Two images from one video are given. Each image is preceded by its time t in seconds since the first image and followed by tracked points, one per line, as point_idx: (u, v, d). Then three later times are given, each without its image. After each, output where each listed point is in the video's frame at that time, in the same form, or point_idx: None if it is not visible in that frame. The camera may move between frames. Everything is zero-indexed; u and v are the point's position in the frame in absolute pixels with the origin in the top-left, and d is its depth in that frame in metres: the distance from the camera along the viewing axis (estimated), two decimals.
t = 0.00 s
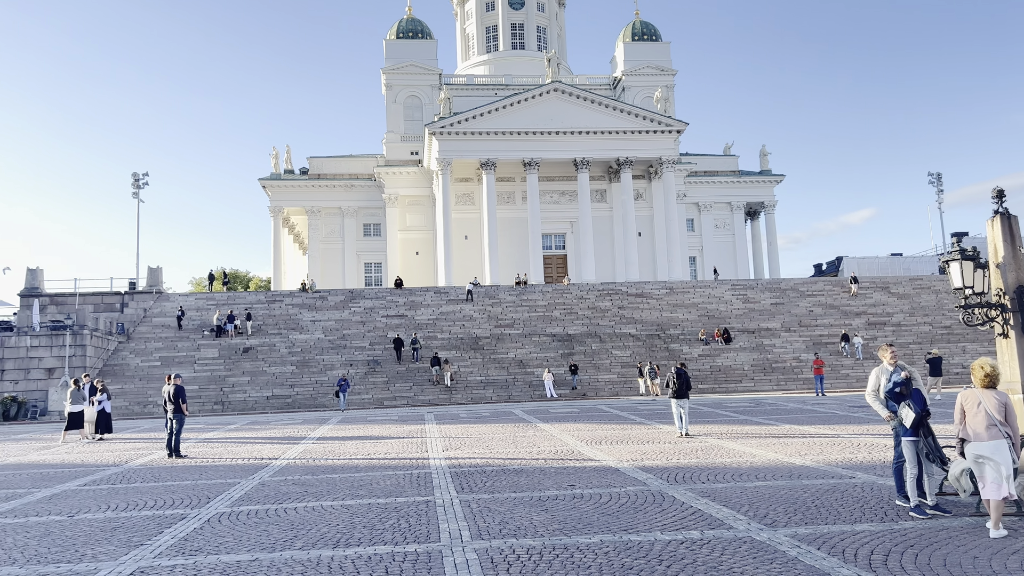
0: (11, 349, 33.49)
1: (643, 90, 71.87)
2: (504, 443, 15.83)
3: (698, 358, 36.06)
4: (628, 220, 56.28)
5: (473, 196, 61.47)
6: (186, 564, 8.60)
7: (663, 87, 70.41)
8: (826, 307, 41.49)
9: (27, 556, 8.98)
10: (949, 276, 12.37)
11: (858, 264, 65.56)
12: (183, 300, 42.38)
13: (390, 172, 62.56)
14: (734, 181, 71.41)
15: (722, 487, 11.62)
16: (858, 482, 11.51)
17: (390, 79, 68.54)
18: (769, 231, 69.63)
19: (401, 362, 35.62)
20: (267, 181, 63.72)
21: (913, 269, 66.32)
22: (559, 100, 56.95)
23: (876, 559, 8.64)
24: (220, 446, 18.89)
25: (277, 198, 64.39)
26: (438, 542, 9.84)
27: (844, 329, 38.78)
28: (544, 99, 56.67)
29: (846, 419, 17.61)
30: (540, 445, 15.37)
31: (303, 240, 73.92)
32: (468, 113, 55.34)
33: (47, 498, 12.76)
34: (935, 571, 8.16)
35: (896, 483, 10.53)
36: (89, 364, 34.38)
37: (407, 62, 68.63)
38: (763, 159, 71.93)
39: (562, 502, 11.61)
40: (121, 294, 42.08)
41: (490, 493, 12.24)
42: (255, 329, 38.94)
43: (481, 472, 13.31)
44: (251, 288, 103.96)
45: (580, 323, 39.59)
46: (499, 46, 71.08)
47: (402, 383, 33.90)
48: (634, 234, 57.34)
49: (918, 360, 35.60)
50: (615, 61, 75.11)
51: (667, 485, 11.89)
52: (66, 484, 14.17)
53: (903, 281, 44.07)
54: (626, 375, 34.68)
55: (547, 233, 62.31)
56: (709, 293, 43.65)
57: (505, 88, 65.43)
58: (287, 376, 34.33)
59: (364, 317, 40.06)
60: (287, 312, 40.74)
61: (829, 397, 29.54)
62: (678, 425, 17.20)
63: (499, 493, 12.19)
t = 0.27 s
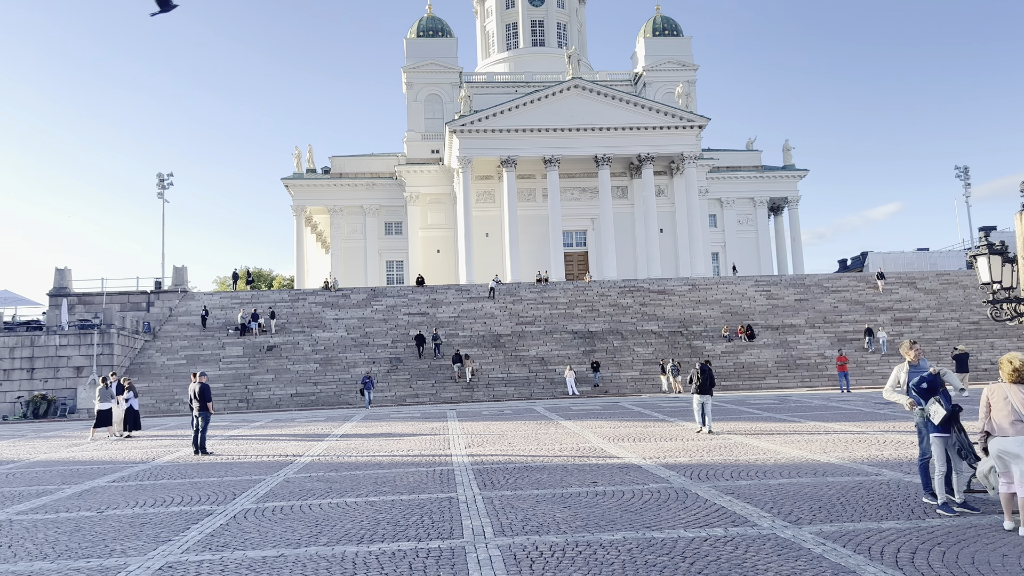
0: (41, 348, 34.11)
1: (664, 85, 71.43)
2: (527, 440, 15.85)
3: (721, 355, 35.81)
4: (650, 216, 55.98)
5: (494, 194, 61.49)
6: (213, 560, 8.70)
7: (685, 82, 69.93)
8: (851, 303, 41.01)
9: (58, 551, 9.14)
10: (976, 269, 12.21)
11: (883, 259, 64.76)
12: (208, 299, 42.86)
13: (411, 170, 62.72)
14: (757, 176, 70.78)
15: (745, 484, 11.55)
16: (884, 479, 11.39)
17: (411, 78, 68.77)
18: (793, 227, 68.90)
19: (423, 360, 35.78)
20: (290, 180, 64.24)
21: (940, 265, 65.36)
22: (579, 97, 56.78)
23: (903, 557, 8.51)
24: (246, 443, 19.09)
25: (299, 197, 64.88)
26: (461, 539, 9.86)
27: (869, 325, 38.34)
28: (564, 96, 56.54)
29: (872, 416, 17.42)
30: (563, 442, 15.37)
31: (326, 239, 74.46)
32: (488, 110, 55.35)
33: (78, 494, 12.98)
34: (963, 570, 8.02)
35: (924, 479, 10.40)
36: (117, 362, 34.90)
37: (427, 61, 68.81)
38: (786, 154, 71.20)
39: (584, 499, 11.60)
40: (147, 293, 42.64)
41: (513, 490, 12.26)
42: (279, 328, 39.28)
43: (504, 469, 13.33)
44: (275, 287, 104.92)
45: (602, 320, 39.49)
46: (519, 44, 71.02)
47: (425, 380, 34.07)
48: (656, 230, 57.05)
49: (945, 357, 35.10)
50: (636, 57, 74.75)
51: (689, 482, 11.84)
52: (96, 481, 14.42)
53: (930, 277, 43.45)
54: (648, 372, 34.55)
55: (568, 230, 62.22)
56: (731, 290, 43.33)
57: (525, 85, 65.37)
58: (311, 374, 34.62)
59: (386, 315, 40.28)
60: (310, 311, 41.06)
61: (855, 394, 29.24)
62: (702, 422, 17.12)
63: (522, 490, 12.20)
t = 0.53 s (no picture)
0: (59, 346, 34.51)
1: (678, 81, 71.10)
2: (542, 437, 15.86)
3: (735, 352, 35.66)
4: (663, 213, 55.78)
5: (507, 191, 61.50)
6: (229, 556, 8.77)
7: (698, 78, 69.56)
8: (867, 300, 40.69)
9: (78, 546, 9.26)
10: (994, 265, 12.15)
11: (900, 255, 64.19)
12: (223, 297, 43.15)
13: (425, 168, 62.80)
14: (772, 172, 70.34)
15: (760, 481, 11.51)
16: (901, 476, 11.31)
17: (424, 76, 68.87)
18: (808, 223, 68.45)
19: (437, 357, 35.89)
20: (304, 179, 64.55)
21: (958, 260, 64.71)
22: (592, 93, 56.63)
23: (920, 555, 8.45)
24: (263, 440, 19.23)
25: (313, 195, 65.19)
26: (476, 535, 9.90)
27: (886, 322, 38.04)
28: (578, 93, 56.43)
29: (888, 412, 17.31)
30: (578, 439, 15.37)
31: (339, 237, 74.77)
32: (501, 108, 55.34)
33: (97, 490, 13.13)
34: (980, 568, 7.96)
35: (941, 477, 10.31)
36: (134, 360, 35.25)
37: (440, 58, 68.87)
38: (801, 150, 70.69)
39: (598, 496, 11.60)
40: (163, 291, 42.99)
41: (527, 486, 12.29)
42: (294, 325, 39.51)
43: (518, 466, 13.36)
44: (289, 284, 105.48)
45: (616, 317, 39.42)
46: (532, 41, 70.93)
47: (439, 377, 34.16)
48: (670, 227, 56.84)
49: (963, 353, 34.77)
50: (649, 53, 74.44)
51: (704, 479, 11.82)
52: (115, 477, 14.58)
53: (948, 273, 43.03)
54: (662, 369, 34.47)
55: (581, 227, 62.14)
56: (746, 286, 43.10)
57: (538, 82, 65.30)
58: (326, 372, 34.81)
59: (400, 313, 40.41)
60: (325, 309, 41.25)
61: (871, 391, 29.04)
62: (717, 419, 17.06)
63: (536, 487, 12.22)
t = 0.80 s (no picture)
0: (61, 343, 34.56)
1: (680, 79, 70.98)
2: (543, 436, 15.85)
3: (737, 351, 35.62)
4: (665, 211, 55.72)
5: (509, 189, 61.46)
6: (230, 553, 8.78)
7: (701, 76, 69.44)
8: (869, 298, 40.61)
9: (79, 543, 9.27)
10: (995, 263, 12.13)
11: (902, 254, 64.09)
12: (225, 294, 43.17)
13: (427, 166, 62.79)
14: (774, 170, 70.24)
15: (761, 480, 11.49)
16: (902, 475, 11.30)
17: (426, 73, 68.84)
18: (810, 221, 68.35)
19: (438, 355, 35.91)
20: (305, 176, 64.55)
21: (960, 259, 64.59)
22: (594, 91, 56.55)
23: (921, 554, 8.43)
24: (264, 438, 19.24)
25: (314, 193, 65.19)
26: (476, 533, 9.90)
27: (888, 320, 37.99)
28: (580, 90, 56.37)
29: (889, 412, 17.29)
30: (580, 438, 15.37)
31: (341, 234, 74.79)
32: (503, 105, 55.29)
33: (99, 488, 13.14)
34: (981, 568, 7.94)
35: (941, 475, 10.30)
36: (135, 357, 35.31)
37: (442, 56, 68.83)
38: (803, 148, 70.56)
39: (599, 494, 11.59)
40: (165, 288, 43.02)
41: (528, 485, 12.28)
42: (296, 323, 39.53)
43: (519, 464, 13.35)
44: (291, 282, 105.70)
45: (617, 316, 39.40)
46: (535, 38, 70.84)
47: (440, 375, 34.16)
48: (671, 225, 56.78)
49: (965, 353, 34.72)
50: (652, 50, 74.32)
51: (705, 478, 11.81)
52: (117, 474, 14.59)
53: (950, 272, 42.95)
54: (664, 368, 34.45)
55: (582, 225, 62.10)
56: (748, 285, 43.05)
57: (540, 80, 65.24)
58: (327, 369, 34.83)
59: (401, 310, 40.42)
60: (326, 306, 41.26)
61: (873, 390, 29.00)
62: (718, 418, 17.04)
63: (537, 485, 12.21)
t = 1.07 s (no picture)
0: (45, 338, 34.30)
1: (669, 79, 71.15)
2: (528, 433, 15.88)
3: (723, 350, 35.78)
4: (653, 210, 55.87)
5: (498, 187, 61.48)
6: (214, 550, 8.75)
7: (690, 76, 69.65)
8: (854, 298, 40.87)
9: (61, 540, 9.21)
10: (978, 265, 12.22)
11: (887, 254, 64.53)
12: (211, 290, 42.96)
13: (415, 163, 62.71)
14: (761, 171, 70.57)
15: (745, 478, 11.56)
16: (884, 474, 11.39)
17: (415, 70, 68.70)
18: (797, 221, 68.72)
19: (425, 352, 35.88)
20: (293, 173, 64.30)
21: (944, 260, 65.13)
22: (584, 90, 56.61)
23: (901, 553, 8.51)
24: (248, 435, 19.18)
25: (302, 189, 64.94)
26: (462, 531, 9.90)
27: (873, 320, 38.26)
28: (569, 89, 56.41)
29: (872, 411, 17.43)
30: (564, 435, 15.40)
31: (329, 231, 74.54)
32: (492, 103, 55.27)
33: (81, 484, 13.06)
34: (960, 566, 8.01)
35: (923, 475, 10.40)
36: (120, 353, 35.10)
37: (431, 53, 68.73)
38: (791, 149, 70.88)
39: (585, 492, 11.62)
40: (150, 284, 42.76)
41: (514, 482, 12.30)
42: (282, 320, 39.39)
43: (505, 462, 13.37)
44: (278, 278, 105.25)
45: (605, 314, 39.49)
46: (524, 36, 70.82)
47: (427, 373, 34.13)
48: (659, 224, 56.95)
49: (948, 353, 35.03)
50: (641, 50, 74.46)
51: (690, 476, 11.85)
52: (100, 471, 14.52)
53: (934, 273, 43.29)
54: (650, 366, 34.56)
55: (571, 223, 62.18)
56: (734, 284, 43.23)
57: (529, 78, 65.26)
58: (314, 366, 34.73)
59: (389, 308, 40.36)
60: (313, 303, 41.14)
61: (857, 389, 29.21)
62: (702, 416, 17.11)
63: (523, 483, 12.23)
